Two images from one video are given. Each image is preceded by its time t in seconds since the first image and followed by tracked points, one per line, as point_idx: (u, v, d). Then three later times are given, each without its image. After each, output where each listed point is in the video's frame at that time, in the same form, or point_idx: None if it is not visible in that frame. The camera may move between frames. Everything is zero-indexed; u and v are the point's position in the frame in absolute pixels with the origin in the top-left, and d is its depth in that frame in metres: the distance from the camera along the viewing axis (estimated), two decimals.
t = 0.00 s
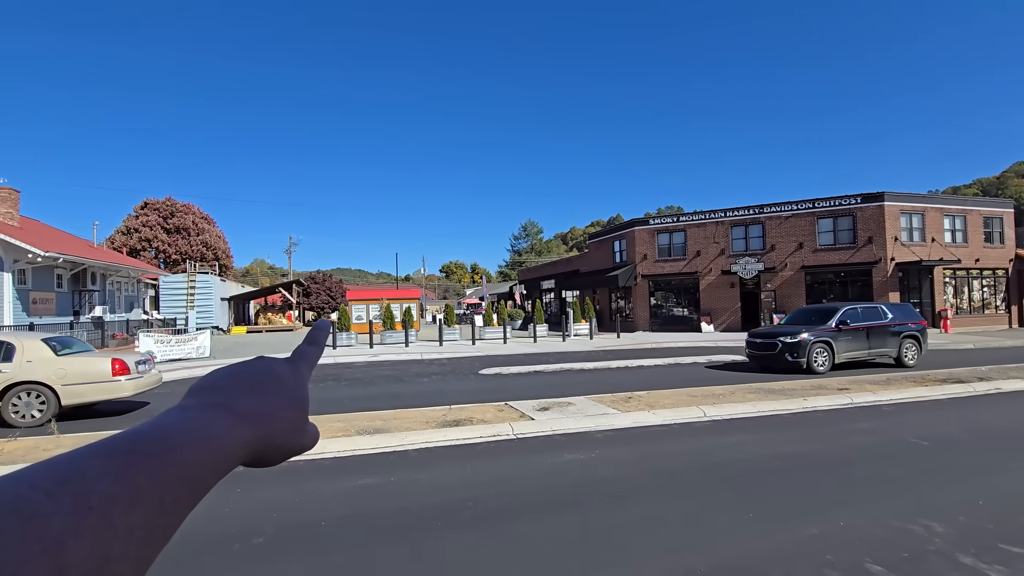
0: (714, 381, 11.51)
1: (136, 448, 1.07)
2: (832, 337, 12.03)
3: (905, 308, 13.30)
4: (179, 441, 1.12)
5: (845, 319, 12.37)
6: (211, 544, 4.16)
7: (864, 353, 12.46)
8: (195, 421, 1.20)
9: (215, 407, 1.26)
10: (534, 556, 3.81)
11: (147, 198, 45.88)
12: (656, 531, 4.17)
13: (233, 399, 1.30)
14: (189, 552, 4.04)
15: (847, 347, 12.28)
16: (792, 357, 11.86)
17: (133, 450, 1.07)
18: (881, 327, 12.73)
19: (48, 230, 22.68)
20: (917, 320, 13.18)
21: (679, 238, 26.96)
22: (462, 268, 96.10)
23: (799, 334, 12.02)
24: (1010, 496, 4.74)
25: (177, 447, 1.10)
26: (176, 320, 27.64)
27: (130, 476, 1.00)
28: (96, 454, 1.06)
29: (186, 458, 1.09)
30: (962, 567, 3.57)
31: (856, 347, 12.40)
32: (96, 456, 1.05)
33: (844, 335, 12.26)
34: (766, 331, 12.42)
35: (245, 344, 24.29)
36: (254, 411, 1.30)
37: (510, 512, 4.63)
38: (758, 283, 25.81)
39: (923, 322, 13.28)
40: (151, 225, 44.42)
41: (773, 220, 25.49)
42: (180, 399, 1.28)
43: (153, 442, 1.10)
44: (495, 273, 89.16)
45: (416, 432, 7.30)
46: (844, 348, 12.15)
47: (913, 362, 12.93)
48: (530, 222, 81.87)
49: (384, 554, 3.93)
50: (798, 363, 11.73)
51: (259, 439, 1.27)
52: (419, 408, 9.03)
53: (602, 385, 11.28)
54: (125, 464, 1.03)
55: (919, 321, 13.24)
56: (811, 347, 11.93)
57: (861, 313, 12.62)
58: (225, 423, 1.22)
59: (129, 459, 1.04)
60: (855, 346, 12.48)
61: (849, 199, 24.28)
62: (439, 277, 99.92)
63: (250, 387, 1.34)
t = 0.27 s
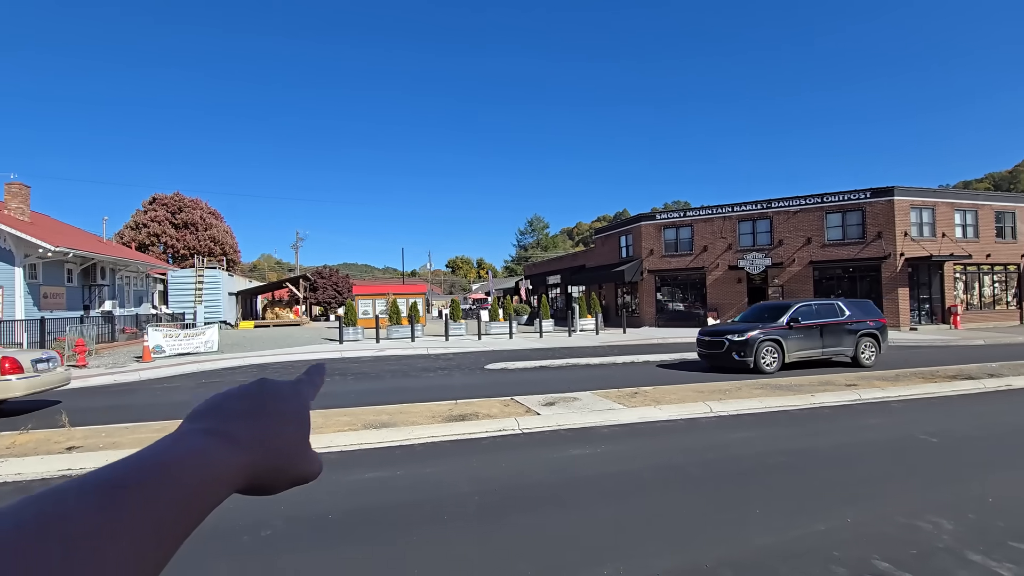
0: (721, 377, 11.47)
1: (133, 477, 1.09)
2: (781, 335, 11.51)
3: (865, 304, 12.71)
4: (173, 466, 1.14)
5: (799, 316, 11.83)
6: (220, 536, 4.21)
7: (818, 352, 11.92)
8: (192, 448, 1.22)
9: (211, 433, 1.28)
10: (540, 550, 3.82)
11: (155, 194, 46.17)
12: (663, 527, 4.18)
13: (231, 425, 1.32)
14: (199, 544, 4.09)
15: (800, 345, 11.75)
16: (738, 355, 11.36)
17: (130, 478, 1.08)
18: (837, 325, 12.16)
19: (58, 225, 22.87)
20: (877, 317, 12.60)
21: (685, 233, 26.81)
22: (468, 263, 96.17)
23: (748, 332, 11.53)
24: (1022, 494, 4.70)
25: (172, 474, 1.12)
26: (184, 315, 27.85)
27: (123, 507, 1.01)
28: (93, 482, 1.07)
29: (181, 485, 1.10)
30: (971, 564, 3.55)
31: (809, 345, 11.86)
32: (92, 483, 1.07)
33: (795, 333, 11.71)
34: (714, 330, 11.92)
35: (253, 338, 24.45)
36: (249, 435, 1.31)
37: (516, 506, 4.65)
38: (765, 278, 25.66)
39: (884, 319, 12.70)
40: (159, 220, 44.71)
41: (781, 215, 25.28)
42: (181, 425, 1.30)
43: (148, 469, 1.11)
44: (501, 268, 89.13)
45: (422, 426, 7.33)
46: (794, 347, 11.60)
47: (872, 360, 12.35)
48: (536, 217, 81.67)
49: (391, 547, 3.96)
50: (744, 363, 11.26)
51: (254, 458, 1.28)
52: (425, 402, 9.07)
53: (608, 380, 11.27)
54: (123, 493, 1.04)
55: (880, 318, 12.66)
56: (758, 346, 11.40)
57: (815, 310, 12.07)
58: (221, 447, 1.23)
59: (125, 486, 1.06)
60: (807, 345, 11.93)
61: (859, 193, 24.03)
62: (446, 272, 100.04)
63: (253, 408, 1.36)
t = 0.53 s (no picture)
0: (729, 373, 11.42)
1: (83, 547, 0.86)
2: (727, 334, 11.12)
3: (821, 302, 12.27)
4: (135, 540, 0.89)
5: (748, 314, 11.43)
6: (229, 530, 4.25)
7: (767, 351, 11.52)
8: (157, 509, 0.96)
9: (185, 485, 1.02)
10: (547, 546, 3.82)
11: (165, 190, 46.55)
12: (671, 523, 4.17)
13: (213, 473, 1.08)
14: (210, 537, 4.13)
15: (747, 345, 11.36)
16: (681, 355, 10.99)
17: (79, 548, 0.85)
18: (789, 323, 11.75)
19: (70, 221, 23.13)
20: (834, 315, 12.17)
21: (694, 229, 26.66)
22: (475, 259, 96.23)
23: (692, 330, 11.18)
24: None
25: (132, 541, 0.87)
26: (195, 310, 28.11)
27: None
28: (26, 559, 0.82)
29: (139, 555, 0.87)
30: (983, 563, 3.52)
31: (757, 344, 11.47)
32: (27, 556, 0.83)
33: (743, 332, 11.32)
34: (659, 328, 11.53)
35: (262, 333, 24.64)
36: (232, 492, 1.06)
37: (523, 502, 4.65)
38: (774, 274, 25.50)
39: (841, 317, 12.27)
40: (169, 216, 45.11)
41: (791, 210, 25.07)
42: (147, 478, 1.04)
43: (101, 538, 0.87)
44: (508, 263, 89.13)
45: (430, 421, 7.36)
46: (740, 346, 11.21)
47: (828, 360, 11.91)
48: (544, 212, 81.54)
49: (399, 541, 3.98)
50: (687, 362, 10.91)
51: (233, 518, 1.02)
52: (432, 398, 9.10)
53: (615, 376, 11.26)
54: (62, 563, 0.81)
55: (837, 316, 12.23)
56: (702, 345, 11.04)
57: (765, 308, 11.68)
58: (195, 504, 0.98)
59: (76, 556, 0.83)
60: (755, 344, 11.53)
61: (870, 188, 23.75)
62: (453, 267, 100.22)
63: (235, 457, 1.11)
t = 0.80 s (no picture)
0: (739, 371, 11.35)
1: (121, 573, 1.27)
2: (668, 334, 10.68)
3: (774, 301, 11.77)
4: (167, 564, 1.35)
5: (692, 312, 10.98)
6: (240, 523, 4.30)
7: (713, 352, 11.03)
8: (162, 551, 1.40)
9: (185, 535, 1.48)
10: (555, 543, 3.82)
11: (178, 187, 47.04)
12: (679, 522, 4.14)
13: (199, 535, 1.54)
14: (222, 530, 4.18)
15: (690, 345, 10.89)
16: (620, 355, 10.57)
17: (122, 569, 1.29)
18: (737, 323, 11.31)
19: (85, 218, 23.45)
20: (786, 314, 11.70)
21: (704, 226, 26.48)
22: (484, 256, 96.35)
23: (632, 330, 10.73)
24: None
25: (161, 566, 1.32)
26: (207, 306, 28.38)
27: None
28: None
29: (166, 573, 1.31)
30: (997, 564, 3.47)
31: (703, 345, 10.99)
32: None
33: (685, 332, 10.85)
34: (599, 326, 11.08)
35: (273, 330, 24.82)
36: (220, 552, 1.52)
37: (531, 499, 4.65)
38: (786, 271, 25.26)
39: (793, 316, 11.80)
40: (182, 213, 45.58)
41: (803, 207, 24.81)
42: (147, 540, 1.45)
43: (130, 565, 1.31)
44: (517, 261, 89.21)
45: (438, 418, 7.39)
46: (683, 347, 10.76)
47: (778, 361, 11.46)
48: (553, 210, 81.37)
49: (407, 536, 4.00)
50: (624, 363, 10.48)
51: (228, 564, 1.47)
52: (441, 394, 9.12)
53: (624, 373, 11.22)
54: None
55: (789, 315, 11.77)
56: (641, 345, 10.60)
57: (711, 307, 11.20)
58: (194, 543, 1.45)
59: None
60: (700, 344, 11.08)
61: (884, 184, 23.43)
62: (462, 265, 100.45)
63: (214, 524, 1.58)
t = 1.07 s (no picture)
0: (753, 370, 11.23)
1: None
2: (606, 334, 10.24)
3: (727, 299, 11.18)
4: None
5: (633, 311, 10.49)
6: (256, 516, 4.36)
7: (656, 353, 10.53)
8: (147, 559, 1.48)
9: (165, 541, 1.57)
10: (567, 540, 3.83)
11: (196, 185, 47.75)
12: (693, 521, 4.11)
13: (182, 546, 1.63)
14: (238, 523, 4.24)
15: (631, 346, 10.43)
16: (555, 356, 10.19)
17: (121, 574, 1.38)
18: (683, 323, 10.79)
19: (106, 216, 23.90)
20: (738, 313, 11.11)
21: (719, 223, 26.21)
22: (497, 254, 96.49)
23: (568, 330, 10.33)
24: None
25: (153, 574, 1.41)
26: (224, 303, 28.78)
27: None
28: None
29: None
30: (1021, 570, 3.39)
31: (646, 346, 10.51)
32: None
33: (625, 332, 10.39)
34: (538, 325, 10.72)
35: (288, 326, 25.09)
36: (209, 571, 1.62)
37: (543, 496, 4.65)
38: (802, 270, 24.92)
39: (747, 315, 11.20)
40: (199, 210, 46.25)
41: (820, 204, 24.43)
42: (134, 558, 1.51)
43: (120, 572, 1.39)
44: (530, 258, 89.21)
45: (451, 414, 7.42)
46: (623, 347, 10.32)
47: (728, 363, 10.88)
48: (566, 207, 81.14)
49: (420, 532, 4.04)
50: (557, 365, 10.12)
51: None
52: (454, 391, 9.15)
53: (637, 372, 11.15)
54: None
55: (742, 314, 11.18)
56: (577, 346, 10.20)
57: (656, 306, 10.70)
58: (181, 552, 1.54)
59: None
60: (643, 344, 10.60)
61: (904, 181, 22.98)
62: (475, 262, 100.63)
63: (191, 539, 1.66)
